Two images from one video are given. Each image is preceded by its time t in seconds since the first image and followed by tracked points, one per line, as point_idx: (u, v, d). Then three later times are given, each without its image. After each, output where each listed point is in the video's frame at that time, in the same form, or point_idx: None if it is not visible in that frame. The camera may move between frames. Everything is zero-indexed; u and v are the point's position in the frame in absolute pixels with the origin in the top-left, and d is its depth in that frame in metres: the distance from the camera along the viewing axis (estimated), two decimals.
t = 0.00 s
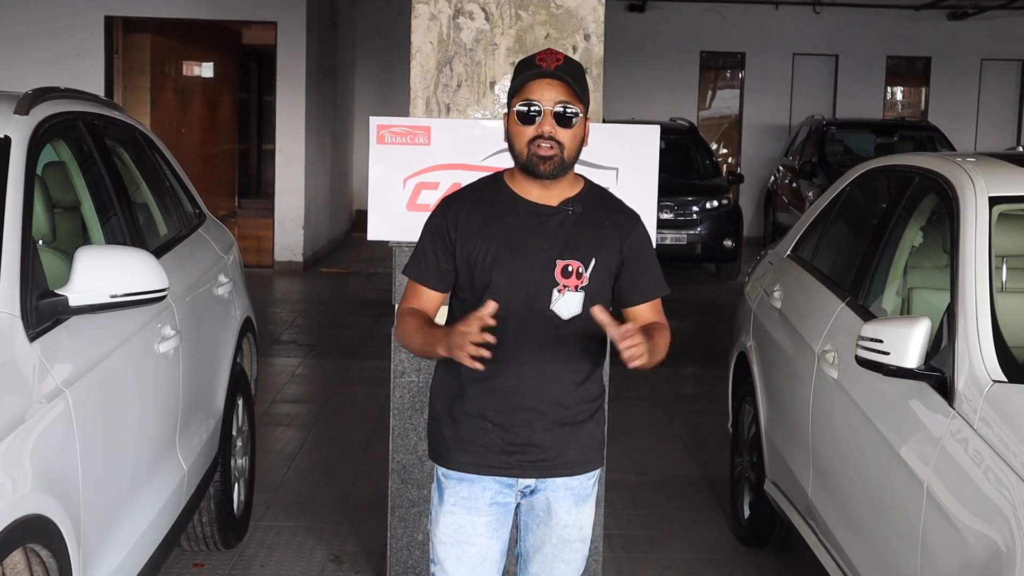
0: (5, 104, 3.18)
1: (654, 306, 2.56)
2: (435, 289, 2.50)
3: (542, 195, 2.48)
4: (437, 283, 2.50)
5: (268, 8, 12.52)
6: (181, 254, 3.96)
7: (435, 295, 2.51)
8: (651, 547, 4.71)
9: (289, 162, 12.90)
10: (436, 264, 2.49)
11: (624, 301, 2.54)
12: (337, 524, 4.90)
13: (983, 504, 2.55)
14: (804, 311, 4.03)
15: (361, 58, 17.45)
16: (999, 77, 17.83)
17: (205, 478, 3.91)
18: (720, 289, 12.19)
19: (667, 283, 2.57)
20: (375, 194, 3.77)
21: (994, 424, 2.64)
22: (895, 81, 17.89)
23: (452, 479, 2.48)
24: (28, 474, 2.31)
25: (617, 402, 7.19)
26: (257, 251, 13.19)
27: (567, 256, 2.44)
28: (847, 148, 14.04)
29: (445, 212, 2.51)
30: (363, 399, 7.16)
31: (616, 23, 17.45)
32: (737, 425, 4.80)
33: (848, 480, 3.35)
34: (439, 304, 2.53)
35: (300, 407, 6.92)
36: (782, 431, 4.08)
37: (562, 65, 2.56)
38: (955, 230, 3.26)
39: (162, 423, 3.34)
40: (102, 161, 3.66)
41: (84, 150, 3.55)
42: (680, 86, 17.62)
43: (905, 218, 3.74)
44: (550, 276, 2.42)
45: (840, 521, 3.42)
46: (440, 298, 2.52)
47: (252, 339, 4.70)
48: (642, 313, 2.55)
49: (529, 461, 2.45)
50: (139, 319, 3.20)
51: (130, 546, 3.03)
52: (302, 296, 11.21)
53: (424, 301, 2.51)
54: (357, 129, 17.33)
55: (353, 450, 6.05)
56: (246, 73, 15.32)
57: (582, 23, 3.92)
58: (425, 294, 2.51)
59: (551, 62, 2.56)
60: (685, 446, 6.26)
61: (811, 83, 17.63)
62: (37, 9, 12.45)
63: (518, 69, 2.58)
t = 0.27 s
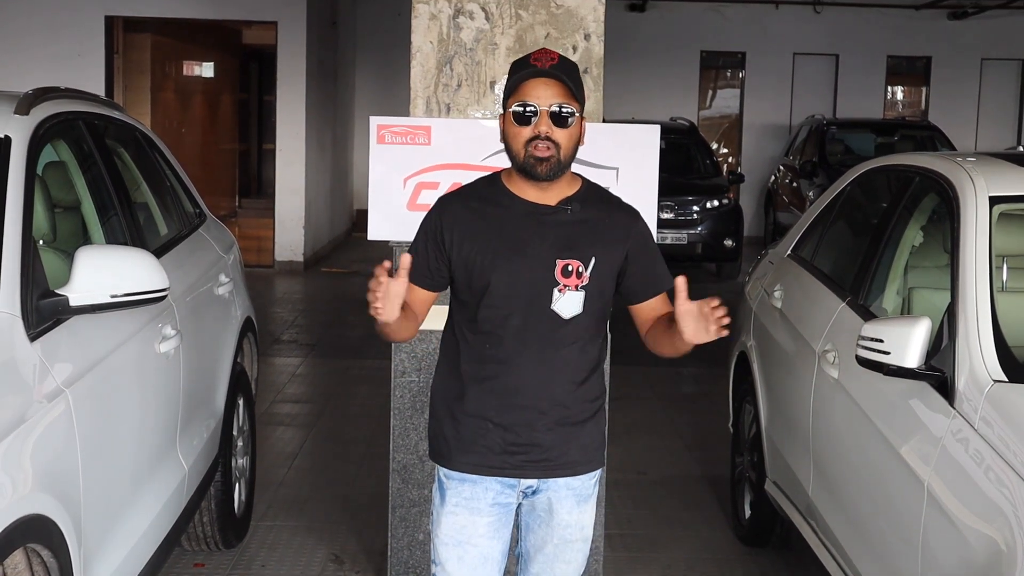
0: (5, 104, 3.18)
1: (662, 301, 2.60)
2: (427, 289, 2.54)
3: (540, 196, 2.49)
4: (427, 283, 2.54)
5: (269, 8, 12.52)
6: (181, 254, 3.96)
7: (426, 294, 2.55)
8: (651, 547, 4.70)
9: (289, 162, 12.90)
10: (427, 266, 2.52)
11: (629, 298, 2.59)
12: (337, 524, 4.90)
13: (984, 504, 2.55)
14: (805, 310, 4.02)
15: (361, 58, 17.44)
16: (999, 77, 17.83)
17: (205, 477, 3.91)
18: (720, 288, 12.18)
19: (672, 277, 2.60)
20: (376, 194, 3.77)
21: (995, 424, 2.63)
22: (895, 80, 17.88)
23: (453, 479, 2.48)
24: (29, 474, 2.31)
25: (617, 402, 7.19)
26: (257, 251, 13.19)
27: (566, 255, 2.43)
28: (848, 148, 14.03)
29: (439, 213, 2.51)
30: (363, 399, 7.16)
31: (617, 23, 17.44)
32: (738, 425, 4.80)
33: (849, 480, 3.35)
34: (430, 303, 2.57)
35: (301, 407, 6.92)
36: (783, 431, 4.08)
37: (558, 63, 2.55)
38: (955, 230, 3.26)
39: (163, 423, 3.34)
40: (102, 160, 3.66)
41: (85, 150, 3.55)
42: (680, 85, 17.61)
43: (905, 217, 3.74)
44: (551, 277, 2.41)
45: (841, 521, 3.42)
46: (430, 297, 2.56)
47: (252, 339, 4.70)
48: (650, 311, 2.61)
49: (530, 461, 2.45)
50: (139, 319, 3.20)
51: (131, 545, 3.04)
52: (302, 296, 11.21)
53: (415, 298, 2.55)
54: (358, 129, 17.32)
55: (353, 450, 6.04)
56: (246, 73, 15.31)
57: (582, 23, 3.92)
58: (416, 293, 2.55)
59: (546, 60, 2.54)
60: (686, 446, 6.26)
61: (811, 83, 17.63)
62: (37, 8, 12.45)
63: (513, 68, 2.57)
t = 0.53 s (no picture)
0: (4, 104, 3.17)
1: (644, 304, 2.52)
2: (435, 290, 2.48)
3: (538, 195, 2.49)
4: (437, 284, 2.48)
5: (268, 8, 12.52)
6: (180, 253, 3.96)
7: (436, 296, 2.49)
8: (651, 546, 4.70)
9: (289, 161, 12.90)
10: (438, 268, 2.47)
11: (614, 298, 2.50)
12: (337, 524, 4.90)
13: (984, 503, 2.54)
14: (804, 310, 4.03)
15: (361, 58, 17.44)
16: (999, 77, 17.84)
17: (205, 477, 3.91)
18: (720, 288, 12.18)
19: (658, 280, 2.54)
20: (375, 193, 3.77)
21: (995, 423, 2.63)
22: (895, 80, 17.88)
23: (453, 479, 2.47)
24: (28, 473, 2.31)
25: (616, 402, 7.19)
26: (257, 250, 13.20)
27: (562, 254, 2.43)
28: (848, 147, 14.03)
29: (439, 215, 2.50)
30: (363, 399, 7.16)
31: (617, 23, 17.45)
32: (738, 424, 4.80)
33: (849, 479, 3.35)
34: (442, 305, 2.51)
35: (301, 407, 6.92)
36: (783, 430, 4.08)
37: (553, 59, 2.53)
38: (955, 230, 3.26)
39: (162, 423, 3.34)
40: (102, 160, 3.66)
41: (84, 150, 3.55)
42: (680, 85, 17.61)
43: (905, 216, 3.74)
44: (547, 275, 2.42)
45: (840, 521, 3.42)
46: (440, 299, 2.50)
47: (252, 338, 4.70)
48: (631, 312, 2.51)
49: (529, 461, 2.44)
50: (138, 318, 3.20)
51: (130, 545, 3.04)
52: (302, 296, 11.21)
53: (425, 302, 2.49)
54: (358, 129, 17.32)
55: (352, 450, 6.04)
56: (246, 73, 15.32)
57: (582, 22, 3.92)
58: (425, 296, 2.48)
59: (542, 56, 2.52)
60: (686, 445, 6.26)
61: (811, 82, 17.63)
62: (37, 8, 12.46)
63: (509, 64, 2.55)
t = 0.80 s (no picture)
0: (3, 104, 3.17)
1: (647, 303, 2.53)
2: (435, 290, 2.46)
3: (534, 194, 2.49)
4: (437, 284, 2.46)
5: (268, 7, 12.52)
6: (180, 253, 3.96)
7: (436, 296, 2.47)
8: (651, 546, 4.70)
9: (289, 161, 12.90)
10: (439, 270, 2.46)
11: (614, 296, 2.51)
12: (336, 523, 4.90)
13: (983, 503, 2.54)
14: (804, 310, 4.03)
15: (361, 58, 17.44)
16: (999, 76, 17.84)
17: (205, 477, 3.91)
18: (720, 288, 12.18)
19: (659, 278, 2.54)
20: (375, 193, 3.77)
21: (995, 423, 2.63)
22: (895, 79, 17.88)
23: (451, 479, 2.48)
24: (27, 473, 2.31)
25: (616, 401, 7.19)
26: (256, 250, 13.20)
27: (559, 254, 2.43)
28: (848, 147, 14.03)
29: (435, 218, 2.49)
30: (363, 399, 7.15)
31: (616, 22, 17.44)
32: (737, 424, 4.80)
33: (849, 478, 3.35)
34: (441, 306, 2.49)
35: (301, 407, 6.92)
36: (782, 430, 4.08)
37: (550, 59, 2.52)
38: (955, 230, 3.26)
39: (161, 423, 3.34)
40: (101, 159, 3.66)
41: (83, 150, 3.55)
42: (680, 85, 17.61)
43: (905, 216, 3.74)
44: (544, 275, 2.43)
45: (840, 520, 3.42)
46: (439, 299, 2.48)
47: (251, 338, 4.70)
48: (632, 310, 2.52)
49: (526, 461, 2.45)
50: (137, 319, 3.20)
51: (130, 545, 3.04)
52: (302, 296, 11.20)
53: (426, 303, 2.47)
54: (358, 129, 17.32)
55: (351, 450, 6.04)
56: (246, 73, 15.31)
57: (581, 22, 3.92)
58: (425, 295, 2.46)
59: (539, 56, 2.52)
60: (686, 445, 6.25)
61: (811, 82, 17.63)
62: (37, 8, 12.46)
63: (506, 64, 2.55)
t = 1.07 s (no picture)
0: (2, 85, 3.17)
1: (638, 289, 2.52)
2: (422, 281, 2.47)
3: (519, 176, 2.49)
4: (425, 275, 2.46)
5: None
6: (178, 235, 3.95)
7: (423, 286, 2.47)
8: (646, 530, 4.72)
9: (288, 143, 12.88)
10: (427, 254, 2.46)
11: (605, 278, 2.49)
12: (333, 506, 4.92)
13: (979, 487, 2.56)
14: (803, 294, 4.03)
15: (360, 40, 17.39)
16: (998, 61, 17.82)
17: (203, 458, 3.92)
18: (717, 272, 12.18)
19: (654, 258, 2.54)
20: (374, 176, 3.76)
21: (992, 407, 2.64)
22: (894, 64, 17.85)
23: (438, 471, 2.49)
24: (26, 453, 2.31)
25: (614, 385, 7.20)
26: (254, 233, 13.20)
27: (547, 237, 2.43)
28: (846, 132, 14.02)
29: (421, 207, 2.48)
30: (361, 381, 7.16)
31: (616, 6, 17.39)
32: (734, 408, 4.81)
33: (845, 463, 3.36)
34: (427, 296, 2.49)
35: (300, 389, 6.93)
36: (779, 414, 4.09)
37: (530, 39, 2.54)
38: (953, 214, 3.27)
39: (160, 404, 3.34)
40: (100, 141, 3.65)
41: (82, 131, 3.54)
42: (679, 69, 17.57)
43: (904, 199, 3.74)
44: (533, 259, 2.42)
45: (837, 505, 3.43)
46: (427, 288, 2.48)
47: (249, 321, 4.70)
48: (623, 295, 2.51)
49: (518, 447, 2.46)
50: (137, 299, 3.20)
51: (129, 525, 3.05)
52: (301, 278, 11.20)
53: (413, 297, 2.48)
54: (357, 111, 17.29)
55: (350, 432, 6.05)
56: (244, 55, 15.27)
57: (580, 5, 3.91)
58: (412, 286, 2.47)
59: (518, 37, 2.54)
60: (683, 429, 6.27)
61: (810, 67, 17.60)
62: None
63: (486, 47, 2.56)
